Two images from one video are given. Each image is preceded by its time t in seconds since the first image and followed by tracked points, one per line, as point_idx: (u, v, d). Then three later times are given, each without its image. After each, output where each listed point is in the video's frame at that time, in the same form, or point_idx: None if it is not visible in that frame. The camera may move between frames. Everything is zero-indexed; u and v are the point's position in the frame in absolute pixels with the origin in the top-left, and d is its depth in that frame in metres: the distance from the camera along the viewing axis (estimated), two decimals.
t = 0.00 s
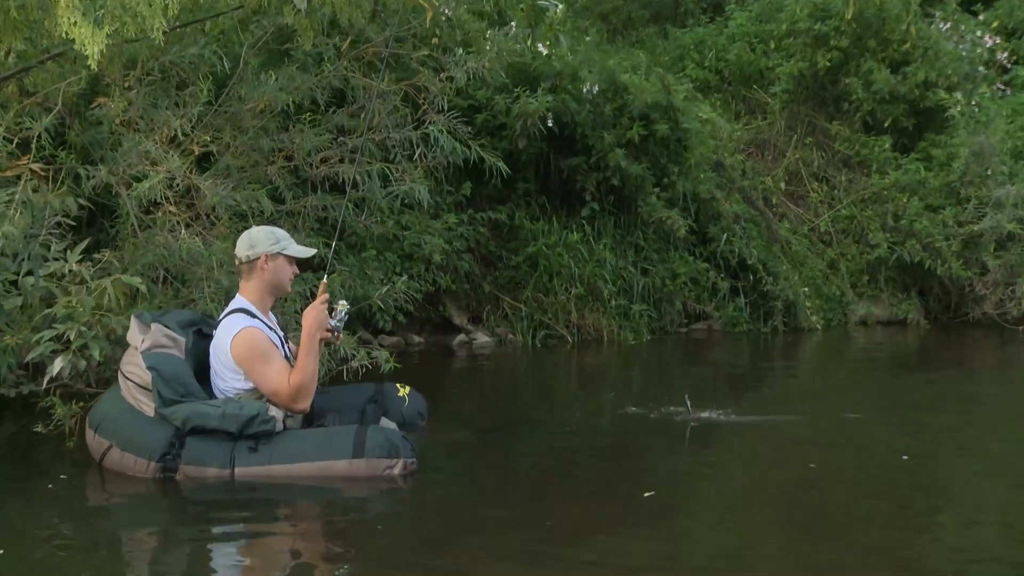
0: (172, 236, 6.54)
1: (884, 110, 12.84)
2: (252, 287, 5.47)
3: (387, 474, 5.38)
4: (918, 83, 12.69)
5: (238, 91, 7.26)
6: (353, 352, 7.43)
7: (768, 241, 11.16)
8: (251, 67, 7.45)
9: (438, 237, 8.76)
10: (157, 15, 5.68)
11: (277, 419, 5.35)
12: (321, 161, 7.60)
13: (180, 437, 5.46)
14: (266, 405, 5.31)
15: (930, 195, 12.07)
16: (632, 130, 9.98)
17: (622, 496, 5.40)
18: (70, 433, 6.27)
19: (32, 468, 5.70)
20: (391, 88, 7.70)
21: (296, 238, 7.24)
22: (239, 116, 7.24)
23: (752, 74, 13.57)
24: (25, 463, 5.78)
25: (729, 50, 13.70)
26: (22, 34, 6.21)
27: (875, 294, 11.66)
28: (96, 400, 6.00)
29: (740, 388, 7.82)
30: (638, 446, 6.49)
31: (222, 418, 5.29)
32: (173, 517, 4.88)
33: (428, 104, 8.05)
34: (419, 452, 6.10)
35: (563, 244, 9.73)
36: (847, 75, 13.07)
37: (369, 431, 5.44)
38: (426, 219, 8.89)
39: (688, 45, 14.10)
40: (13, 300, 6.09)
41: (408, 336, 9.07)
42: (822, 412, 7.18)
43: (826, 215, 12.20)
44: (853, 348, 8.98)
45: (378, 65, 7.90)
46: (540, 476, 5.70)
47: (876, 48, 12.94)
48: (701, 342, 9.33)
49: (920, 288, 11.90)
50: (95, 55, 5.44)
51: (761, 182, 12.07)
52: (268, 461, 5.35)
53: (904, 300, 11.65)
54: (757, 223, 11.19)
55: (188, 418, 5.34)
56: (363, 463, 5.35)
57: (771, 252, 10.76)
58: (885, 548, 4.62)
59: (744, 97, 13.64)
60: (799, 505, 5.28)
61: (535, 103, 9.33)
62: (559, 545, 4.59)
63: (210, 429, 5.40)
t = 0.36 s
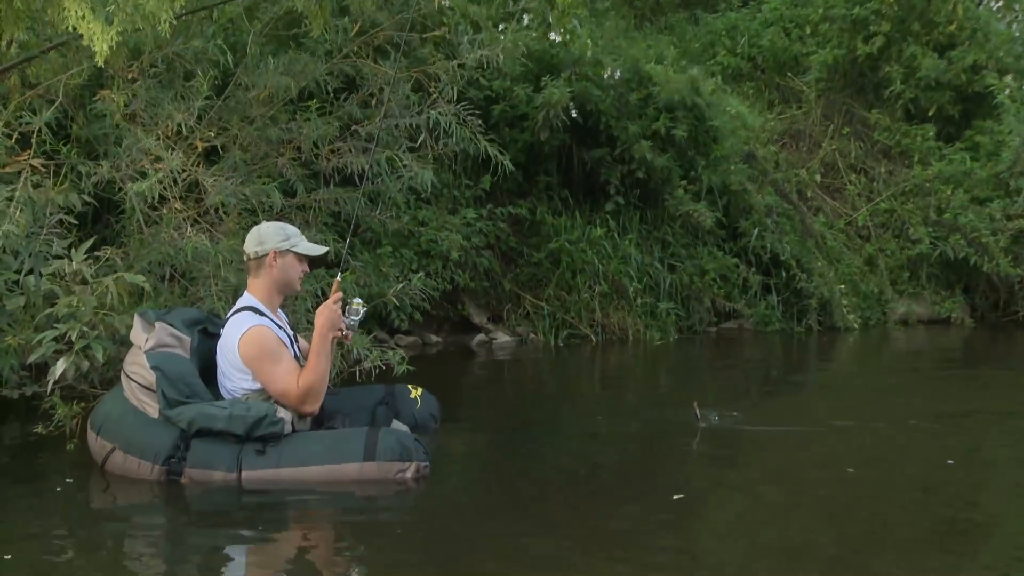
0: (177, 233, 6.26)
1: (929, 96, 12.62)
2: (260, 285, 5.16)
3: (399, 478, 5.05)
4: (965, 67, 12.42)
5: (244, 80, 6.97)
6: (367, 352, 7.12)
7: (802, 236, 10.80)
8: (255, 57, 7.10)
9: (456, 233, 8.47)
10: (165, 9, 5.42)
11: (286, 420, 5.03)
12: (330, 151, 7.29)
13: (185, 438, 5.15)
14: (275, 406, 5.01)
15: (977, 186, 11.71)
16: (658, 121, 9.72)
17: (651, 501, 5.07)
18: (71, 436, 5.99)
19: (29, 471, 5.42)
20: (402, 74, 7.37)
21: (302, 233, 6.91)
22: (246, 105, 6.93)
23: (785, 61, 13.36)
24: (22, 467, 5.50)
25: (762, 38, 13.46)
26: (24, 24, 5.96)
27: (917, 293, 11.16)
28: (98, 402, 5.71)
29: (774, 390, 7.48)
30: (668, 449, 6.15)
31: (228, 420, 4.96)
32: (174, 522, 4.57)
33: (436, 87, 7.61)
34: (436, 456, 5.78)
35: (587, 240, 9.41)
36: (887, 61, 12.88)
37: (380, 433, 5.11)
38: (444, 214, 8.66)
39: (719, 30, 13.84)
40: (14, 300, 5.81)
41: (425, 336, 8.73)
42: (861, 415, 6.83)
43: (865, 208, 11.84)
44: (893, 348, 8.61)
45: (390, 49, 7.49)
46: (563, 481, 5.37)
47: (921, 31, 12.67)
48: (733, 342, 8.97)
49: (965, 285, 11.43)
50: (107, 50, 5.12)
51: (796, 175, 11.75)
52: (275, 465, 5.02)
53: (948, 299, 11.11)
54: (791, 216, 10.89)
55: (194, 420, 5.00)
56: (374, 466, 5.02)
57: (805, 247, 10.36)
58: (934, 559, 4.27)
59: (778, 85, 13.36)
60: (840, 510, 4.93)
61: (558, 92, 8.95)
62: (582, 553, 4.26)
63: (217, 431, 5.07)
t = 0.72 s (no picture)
0: (178, 224, 5.96)
1: (977, 76, 12.10)
2: (265, 279, 4.83)
3: (410, 480, 4.72)
4: (1019, 42, 11.75)
5: (238, 63, 6.59)
6: (378, 349, 6.79)
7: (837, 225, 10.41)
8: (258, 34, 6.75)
9: (473, 225, 8.16)
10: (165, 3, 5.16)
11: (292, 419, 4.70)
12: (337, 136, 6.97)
13: (187, 439, 4.81)
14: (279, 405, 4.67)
15: None
16: (684, 105, 9.24)
17: (680, 503, 4.72)
18: (68, 436, 5.67)
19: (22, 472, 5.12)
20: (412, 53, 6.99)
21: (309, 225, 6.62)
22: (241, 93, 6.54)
23: (824, 41, 13.04)
24: (14, 467, 5.20)
25: (799, 16, 13.13)
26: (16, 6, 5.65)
27: (964, 287, 10.72)
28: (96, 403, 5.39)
29: (811, 388, 7.10)
30: (700, 448, 5.79)
31: (231, 420, 4.62)
32: (169, 528, 4.24)
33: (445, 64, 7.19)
34: (454, 457, 5.44)
35: (611, 232, 9.05)
36: (933, 38, 12.50)
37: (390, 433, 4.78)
38: (461, 205, 8.36)
39: (749, 8, 13.50)
40: (12, 295, 5.47)
41: (442, 332, 8.39)
42: (904, 415, 6.44)
43: (907, 196, 11.50)
44: (936, 344, 8.20)
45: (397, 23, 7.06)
46: (588, 482, 5.03)
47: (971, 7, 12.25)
48: (764, 339, 8.58)
49: (1016, 275, 11.01)
50: (101, 35, 4.81)
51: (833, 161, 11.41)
52: (280, 467, 4.70)
53: (994, 293, 10.66)
54: (827, 204, 10.46)
55: (196, 419, 4.66)
56: (383, 468, 4.69)
57: (842, 239, 9.95)
58: (991, 569, 3.92)
59: (814, 68, 13.07)
60: (885, 514, 4.58)
61: (585, 73, 8.67)
62: (607, 562, 3.92)
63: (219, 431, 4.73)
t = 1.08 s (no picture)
0: (179, 207, 5.81)
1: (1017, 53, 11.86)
2: (270, 265, 4.61)
3: (417, 474, 4.51)
4: None
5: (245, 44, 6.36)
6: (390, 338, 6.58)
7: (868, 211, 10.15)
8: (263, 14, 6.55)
9: (491, 210, 7.93)
10: None
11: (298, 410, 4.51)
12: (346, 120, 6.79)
13: (190, 429, 4.63)
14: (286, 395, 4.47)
15: None
16: (710, 87, 8.99)
17: (704, 497, 4.49)
18: (68, 424, 5.48)
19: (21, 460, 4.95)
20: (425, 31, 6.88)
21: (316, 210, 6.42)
22: (245, 74, 6.33)
23: (861, 19, 12.78)
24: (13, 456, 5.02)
25: None
26: None
27: (1002, 275, 10.42)
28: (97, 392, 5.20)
29: (843, 379, 6.85)
30: (726, 441, 5.56)
31: (236, 410, 4.43)
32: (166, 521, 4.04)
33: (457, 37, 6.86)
34: (470, 449, 5.22)
35: (633, 218, 8.79)
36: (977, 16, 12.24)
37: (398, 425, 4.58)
38: (477, 189, 8.16)
39: None
40: (12, 284, 5.27)
41: (459, 321, 8.18)
42: (941, 408, 6.17)
43: (944, 181, 11.28)
44: (973, 335, 7.92)
45: None
46: (607, 473, 4.82)
47: None
48: (792, 329, 8.33)
49: None
50: (95, 12, 4.69)
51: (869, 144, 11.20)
52: (283, 459, 4.49)
53: None
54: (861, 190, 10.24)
55: (199, 409, 4.47)
56: (389, 461, 4.48)
57: (875, 225, 9.68)
58: None
59: (849, 46, 12.73)
60: (915, 507, 4.36)
61: (609, 52, 8.41)
62: (620, 557, 3.71)
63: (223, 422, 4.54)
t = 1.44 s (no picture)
0: (170, 188, 5.60)
1: None
2: (262, 252, 4.32)
3: (416, 468, 4.27)
4: None
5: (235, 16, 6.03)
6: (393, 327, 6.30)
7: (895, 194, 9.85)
8: None
9: (500, 194, 7.64)
10: None
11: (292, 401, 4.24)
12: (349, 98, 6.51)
13: (181, 421, 4.37)
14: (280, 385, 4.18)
15: None
16: (729, 65, 8.67)
17: (729, 493, 4.20)
18: (55, 415, 5.21)
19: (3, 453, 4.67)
20: None
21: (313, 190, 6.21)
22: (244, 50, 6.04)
23: None
24: None
25: None
26: None
27: None
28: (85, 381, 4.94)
29: (873, 370, 6.55)
30: (752, 432, 5.27)
31: (228, 402, 4.18)
32: (153, 520, 3.76)
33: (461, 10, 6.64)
34: (481, 442, 4.94)
35: (649, 203, 8.49)
36: None
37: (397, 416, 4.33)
38: (485, 172, 7.88)
39: None
40: None
41: (468, 309, 7.89)
42: (978, 400, 5.87)
43: (976, 164, 11.00)
44: (1006, 325, 7.61)
45: None
46: (623, 467, 4.54)
47: None
48: (815, 317, 8.05)
49: None
50: None
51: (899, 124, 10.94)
52: (277, 452, 4.24)
53: None
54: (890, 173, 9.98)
55: (189, 401, 4.22)
56: (388, 454, 4.24)
57: (903, 209, 9.46)
58: None
59: (878, 22, 12.46)
60: (948, 501, 4.09)
61: (624, 31, 8.07)
62: (640, 559, 3.42)
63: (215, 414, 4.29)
